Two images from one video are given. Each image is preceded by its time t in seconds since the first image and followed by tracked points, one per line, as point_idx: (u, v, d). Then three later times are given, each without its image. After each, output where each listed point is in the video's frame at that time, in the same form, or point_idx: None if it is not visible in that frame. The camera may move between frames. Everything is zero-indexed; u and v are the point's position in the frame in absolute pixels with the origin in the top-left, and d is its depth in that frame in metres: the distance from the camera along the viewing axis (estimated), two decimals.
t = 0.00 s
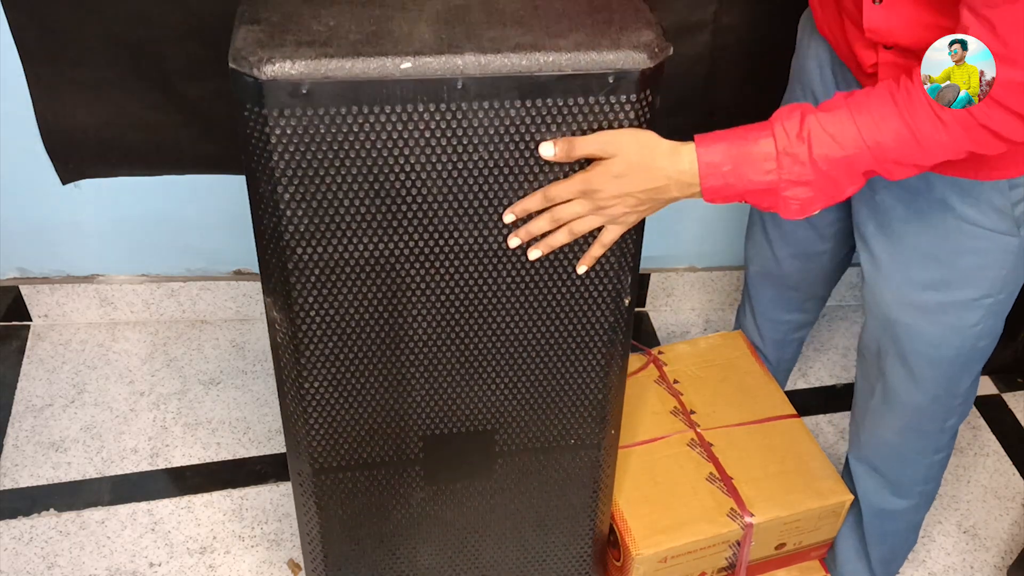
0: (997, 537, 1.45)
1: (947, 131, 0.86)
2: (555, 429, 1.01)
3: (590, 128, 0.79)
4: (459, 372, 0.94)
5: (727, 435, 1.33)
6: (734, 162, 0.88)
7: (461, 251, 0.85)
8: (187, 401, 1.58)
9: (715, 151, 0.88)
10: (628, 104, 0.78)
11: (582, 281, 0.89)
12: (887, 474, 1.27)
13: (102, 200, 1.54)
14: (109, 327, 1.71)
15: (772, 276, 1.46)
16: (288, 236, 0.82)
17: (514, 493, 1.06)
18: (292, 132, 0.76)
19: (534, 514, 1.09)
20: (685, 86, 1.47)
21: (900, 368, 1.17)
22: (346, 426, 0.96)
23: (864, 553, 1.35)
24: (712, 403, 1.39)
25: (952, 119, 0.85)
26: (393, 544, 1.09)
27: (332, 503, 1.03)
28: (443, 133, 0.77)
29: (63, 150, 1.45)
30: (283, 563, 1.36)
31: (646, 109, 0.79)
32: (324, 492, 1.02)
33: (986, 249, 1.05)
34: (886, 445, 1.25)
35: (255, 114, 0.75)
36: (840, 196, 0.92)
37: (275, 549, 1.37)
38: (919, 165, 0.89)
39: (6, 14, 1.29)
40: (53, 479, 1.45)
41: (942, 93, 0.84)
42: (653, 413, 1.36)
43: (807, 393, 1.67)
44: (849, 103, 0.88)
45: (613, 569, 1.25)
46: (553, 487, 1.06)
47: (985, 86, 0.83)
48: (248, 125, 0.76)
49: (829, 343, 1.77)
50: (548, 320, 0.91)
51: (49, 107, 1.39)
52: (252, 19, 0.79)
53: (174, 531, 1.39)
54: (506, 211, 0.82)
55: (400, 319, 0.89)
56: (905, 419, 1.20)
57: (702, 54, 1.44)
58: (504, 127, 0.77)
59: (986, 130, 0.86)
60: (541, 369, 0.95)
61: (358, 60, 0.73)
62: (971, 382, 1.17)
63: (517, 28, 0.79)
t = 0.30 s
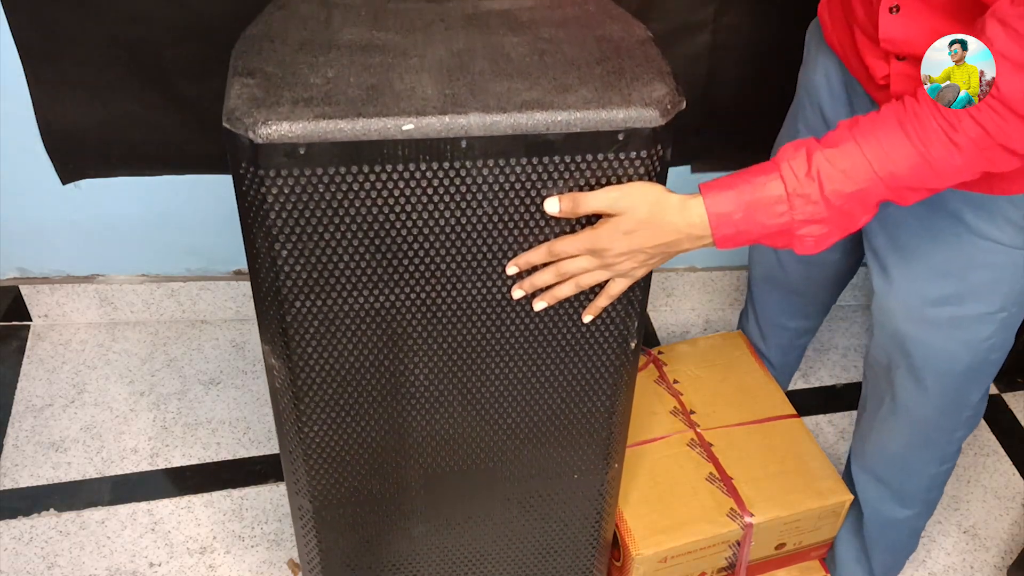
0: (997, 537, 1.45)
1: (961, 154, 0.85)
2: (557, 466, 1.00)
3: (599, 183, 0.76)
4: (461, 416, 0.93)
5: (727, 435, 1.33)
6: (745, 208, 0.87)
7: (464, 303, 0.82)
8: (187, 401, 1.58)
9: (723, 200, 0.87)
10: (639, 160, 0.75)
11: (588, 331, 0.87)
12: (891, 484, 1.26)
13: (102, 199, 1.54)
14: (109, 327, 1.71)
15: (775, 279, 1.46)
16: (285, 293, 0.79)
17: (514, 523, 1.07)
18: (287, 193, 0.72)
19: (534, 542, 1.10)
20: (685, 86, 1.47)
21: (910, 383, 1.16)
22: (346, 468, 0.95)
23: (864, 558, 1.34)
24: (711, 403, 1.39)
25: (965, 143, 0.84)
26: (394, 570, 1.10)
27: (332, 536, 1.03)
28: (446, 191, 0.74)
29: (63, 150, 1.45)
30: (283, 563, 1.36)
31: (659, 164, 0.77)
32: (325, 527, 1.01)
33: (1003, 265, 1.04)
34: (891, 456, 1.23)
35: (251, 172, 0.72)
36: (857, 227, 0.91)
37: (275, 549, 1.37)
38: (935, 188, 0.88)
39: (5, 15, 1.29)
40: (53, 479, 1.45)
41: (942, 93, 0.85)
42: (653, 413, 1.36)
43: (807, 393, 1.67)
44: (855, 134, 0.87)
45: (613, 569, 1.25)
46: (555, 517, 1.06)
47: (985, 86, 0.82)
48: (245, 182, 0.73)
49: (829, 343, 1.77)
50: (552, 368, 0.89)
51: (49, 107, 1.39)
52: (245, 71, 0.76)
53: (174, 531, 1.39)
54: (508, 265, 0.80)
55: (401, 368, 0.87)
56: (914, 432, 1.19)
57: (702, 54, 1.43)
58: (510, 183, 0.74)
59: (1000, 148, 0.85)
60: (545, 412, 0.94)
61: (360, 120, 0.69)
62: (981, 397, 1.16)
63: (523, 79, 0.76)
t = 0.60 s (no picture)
0: (997, 537, 1.45)
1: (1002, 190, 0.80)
2: (557, 506, 1.01)
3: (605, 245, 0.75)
4: (461, 462, 0.94)
5: (727, 435, 1.33)
6: (773, 242, 0.83)
7: (463, 359, 0.83)
8: (187, 401, 1.58)
9: (747, 232, 0.82)
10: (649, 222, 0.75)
11: (590, 383, 0.87)
12: (899, 502, 1.22)
13: (102, 199, 1.54)
14: (109, 328, 1.69)
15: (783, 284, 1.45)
16: (283, 355, 0.79)
17: (516, 557, 1.08)
18: (286, 262, 0.72)
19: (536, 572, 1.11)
20: (686, 86, 1.47)
21: (931, 408, 1.11)
22: (347, 512, 0.96)
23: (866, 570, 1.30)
24: (712, 403, 1.39)
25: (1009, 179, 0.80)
26: None
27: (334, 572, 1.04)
28: (448, 258, 0.73)
29: (64, 150, 1.44)
30: (283, 563, 1.35)
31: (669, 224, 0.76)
32: (325, 562, 1.02)
33: None
34: (904, 477, 1.19)
35: (246, 242, 0.71)
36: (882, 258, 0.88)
37: (276, 549, 1.37)
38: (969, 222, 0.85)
39: (5, 14, 1.29)
40: (53, 479, 1.45)
41: (942, 93, 0.94)
42: (654, 413, 1.36)
43: (807, 393, 1.67)
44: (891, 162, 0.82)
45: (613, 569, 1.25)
46: (554, 550, 1.07)
47: (985, 86, 0.91)
48: (240, 249, 0.72)
49: (829, 343, 1.77)
50: (553, 416, 0.90)
51: (49, 106, 1.39)
52: (239, 130, 0.74)
53: (174, 531, 1.39)
54: (509, 273, 0.75)
55: (401, 419, 0.87)
56: (929, 452, 1.15)
57: (703, 54, 1.43)
58: (514, 246, 0.74)
59: None
60: (546, 457, 0.94)
61: (360, 190, 0.67)
62: (1001, 423, 1.12)
63: (529, 139, 0.74)
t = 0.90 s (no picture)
0: (997, 537, 1.44)
1: None
2: (560, 518, 1.01)
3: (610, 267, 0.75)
4: (462, 477, 0.94)
5: (727, 435, 1.33)
6: (786, 236, 0.81)
7: (465, 376, 0.83)
8: (187, 402, 1.58)
9: (761, 223, 0.80)
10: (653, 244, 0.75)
11: (592, 400, 0.87)
12: (907, 523, 1.18)
13: (102, 199, 1.54)
14: (109, 327, 1.69)
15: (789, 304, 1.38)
16: (284, 373, 0.79)
17: (518, 568, 1.08)
18: (288, 283, 0.72)
19: None
20: (686, 86, 1.46)
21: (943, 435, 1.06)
22: (348, 524, 0.97)
23: None
24: (712, 403, 1.39)
25: None
26: None
27: None
28: (451, 277, 0.74)
29: (63, 150, 1.44)
30: (283, 562, 1.36)
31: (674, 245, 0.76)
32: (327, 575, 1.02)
33: None
34: (913, 499, 1.15)
35: (247, 265, 0.71)
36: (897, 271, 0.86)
37: (275, 549, 1.37)
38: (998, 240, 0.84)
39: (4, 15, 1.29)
40: (53, 479, 1.45)
41: (942, 93, 0.94)
42: (653, 413, 1.36)
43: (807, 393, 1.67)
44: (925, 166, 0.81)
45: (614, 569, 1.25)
46: (557, 561, 1.08)
47: (985, 86, 0.90)
48: (239, 272, 0.72)
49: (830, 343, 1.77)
50: (554, 432, 0.90)
51: (48, 107, 1.39)
52: (240, 139, 0.74)
53: (174, 531, 1.39)
54: (491, 249, 0.72)
55: (402, 434, 0.87)
56: (939, 478, 1.11)
57: (703, 54, 1.43)
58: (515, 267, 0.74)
59: None
60: (548, 472, 0.94)
61: (361, 214, 0.68)
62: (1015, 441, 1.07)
63: (531, 159, 0.75)
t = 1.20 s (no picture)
0: (997, 537, 1.44)
1: None
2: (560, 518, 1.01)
3: (612, 270, 0.75)
4: (462, 477, 0.94)
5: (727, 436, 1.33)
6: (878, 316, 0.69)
7: (465, 377, 0.83)
8: (187, 402, 1.58)
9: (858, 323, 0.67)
10: (655, 246, 0.75)
11: (592, 401, 0.87)
12: (912, 527, 1.17)
13: (102, 199, 1.54)
14: (109, 327, 1.69)
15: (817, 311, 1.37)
16: (284, 373, 0.79)
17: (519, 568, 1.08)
18: (290, 285, 0.72)
19: None
20: (686, 85, 1.46)
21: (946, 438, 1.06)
22: (348, 524, 0.96)
23: None
24: (712, 404, 1.39)
25: None
26: None
27: None
28: (451, 279, 0.74)
29: (63, 150, 1.44)
30: (283, 562, 1.36)
31: (676, 246, 0.76)
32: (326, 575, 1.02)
33: None
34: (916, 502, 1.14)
35: (248, 266, 0.71)
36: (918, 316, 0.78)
37: (275, 549, 1.37)
38: None
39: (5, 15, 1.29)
40: (53, 479, 1.45)
41: (943, 93, 0.93)
42: (654, 413, 1.36)
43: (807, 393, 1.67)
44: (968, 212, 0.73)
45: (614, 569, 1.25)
46: (557, 560, 1.08)
47: (984, 86, 0.88)
48: (240, 272, 0.72)
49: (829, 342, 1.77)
50: (555, 433, 0.90)
51: (48, 107, 1.39)
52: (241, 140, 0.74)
53: (174, 531, 1.39)
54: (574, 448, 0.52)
55: (402, 435, 0.87)
56: (944, 479, 1.10)
57: (703, 53, 1.43)
58: (517, 269, 0.74)
59: None
60: (549, 472, 0.94)
61: (362, 216, 0.68)
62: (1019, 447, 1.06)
63: (533, 160, 0.75)
